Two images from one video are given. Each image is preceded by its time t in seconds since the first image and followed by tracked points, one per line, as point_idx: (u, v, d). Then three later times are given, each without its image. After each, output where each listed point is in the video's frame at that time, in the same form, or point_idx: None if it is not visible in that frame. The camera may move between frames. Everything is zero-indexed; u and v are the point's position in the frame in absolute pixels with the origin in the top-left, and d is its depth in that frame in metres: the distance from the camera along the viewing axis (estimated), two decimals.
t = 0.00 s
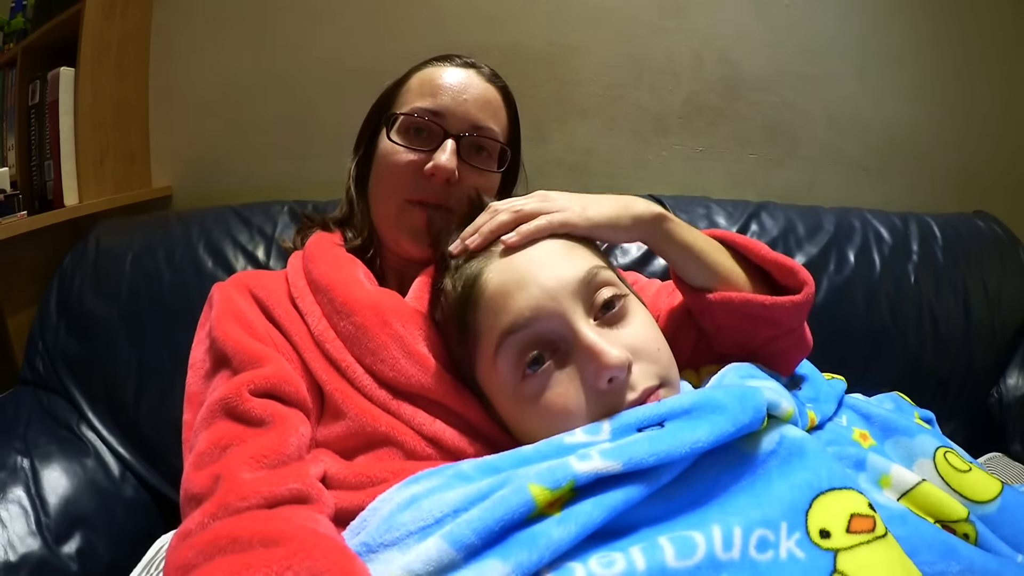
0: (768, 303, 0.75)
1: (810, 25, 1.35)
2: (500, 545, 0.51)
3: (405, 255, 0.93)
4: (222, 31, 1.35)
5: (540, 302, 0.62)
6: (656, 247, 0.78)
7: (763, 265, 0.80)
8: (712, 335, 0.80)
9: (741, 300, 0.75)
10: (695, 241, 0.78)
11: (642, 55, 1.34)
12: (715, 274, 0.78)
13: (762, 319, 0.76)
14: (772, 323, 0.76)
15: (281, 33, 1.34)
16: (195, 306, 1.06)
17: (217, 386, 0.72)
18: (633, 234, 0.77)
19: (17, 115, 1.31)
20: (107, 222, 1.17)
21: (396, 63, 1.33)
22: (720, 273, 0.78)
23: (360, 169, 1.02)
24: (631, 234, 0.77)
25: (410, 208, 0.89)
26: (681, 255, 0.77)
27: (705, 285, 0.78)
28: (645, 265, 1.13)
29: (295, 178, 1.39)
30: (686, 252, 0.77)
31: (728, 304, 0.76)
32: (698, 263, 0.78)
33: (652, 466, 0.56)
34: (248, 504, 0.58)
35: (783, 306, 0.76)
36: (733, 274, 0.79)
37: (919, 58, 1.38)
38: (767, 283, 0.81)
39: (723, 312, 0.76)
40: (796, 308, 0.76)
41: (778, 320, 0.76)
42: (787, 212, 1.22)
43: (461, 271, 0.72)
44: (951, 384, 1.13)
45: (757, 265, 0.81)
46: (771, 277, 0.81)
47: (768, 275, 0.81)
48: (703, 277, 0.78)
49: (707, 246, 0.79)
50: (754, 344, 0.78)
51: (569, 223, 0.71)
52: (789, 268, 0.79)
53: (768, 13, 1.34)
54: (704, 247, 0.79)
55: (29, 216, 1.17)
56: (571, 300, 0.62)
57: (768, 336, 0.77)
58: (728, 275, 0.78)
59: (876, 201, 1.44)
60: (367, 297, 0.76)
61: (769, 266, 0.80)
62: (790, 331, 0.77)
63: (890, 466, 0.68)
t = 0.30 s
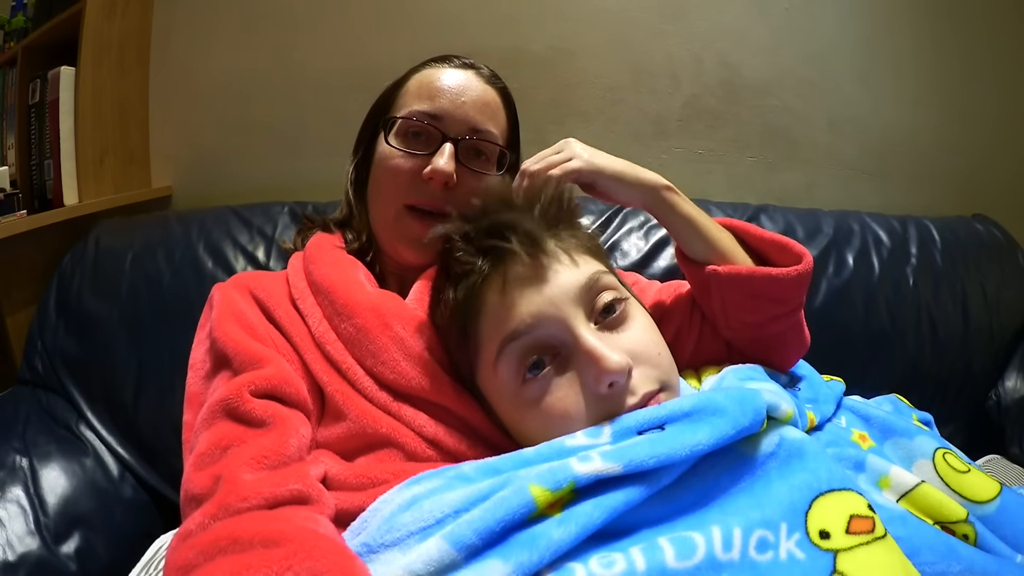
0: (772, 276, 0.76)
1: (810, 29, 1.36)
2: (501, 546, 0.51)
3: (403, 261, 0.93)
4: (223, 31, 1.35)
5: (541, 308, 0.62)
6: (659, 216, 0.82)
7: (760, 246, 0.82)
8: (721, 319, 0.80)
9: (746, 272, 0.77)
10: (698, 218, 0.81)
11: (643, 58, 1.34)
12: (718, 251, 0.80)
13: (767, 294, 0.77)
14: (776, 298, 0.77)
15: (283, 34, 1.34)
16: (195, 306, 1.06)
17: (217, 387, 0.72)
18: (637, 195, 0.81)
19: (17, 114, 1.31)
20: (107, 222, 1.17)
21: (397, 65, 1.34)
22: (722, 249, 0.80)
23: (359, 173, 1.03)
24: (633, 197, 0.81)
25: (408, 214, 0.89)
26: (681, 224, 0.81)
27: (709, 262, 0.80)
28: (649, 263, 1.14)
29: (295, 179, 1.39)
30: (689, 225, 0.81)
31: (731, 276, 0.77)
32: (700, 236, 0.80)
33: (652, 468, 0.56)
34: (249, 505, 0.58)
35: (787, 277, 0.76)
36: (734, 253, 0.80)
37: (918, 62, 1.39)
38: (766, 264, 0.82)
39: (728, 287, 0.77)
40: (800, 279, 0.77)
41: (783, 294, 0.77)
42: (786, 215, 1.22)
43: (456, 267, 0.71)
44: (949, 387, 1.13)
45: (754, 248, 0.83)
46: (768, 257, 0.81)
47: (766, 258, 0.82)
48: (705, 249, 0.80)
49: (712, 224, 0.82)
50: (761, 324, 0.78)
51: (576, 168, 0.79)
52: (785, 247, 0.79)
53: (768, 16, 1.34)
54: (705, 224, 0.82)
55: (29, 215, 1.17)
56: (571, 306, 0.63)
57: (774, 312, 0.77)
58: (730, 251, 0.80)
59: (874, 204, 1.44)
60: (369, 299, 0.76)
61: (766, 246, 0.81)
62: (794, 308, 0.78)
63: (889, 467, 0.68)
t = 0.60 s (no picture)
0: (762, 315, 0.75)
1: (811, 26, 1.35)
2: (502, 546, 0.51)
3: (407, 254, 0.93)
4: (222, 29, 1.35)
5: (542, 308, 0.62)
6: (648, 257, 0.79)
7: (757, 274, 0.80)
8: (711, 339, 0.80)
9: (736, 311, 0.75)
10: (688, 253, 0.79)
11: (643, 55, 1.34)
12: (710, 282, 0.78)
13: (759, 330, 0.76)
14: (768, 334, 0.76)
15: (282, 32, 1.34)
16: (195, 305, 1.06)
17: (217, 386, 0.72)
18: (623, 240, 0.78)
19: (16, 113, 1.31)
20: (107, 221, 1.17)
21: (396, 62, 1.33)
22: (714, 281, 0.78)
23: (360, 171, 1.03)
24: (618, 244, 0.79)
25: (409, 209, 0.89)
26: (670, 264, 0.78)
27: (699, 295, 0.79)
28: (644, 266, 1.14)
29: (294, 177, 1.39)
30: (679, 262, 0.78)
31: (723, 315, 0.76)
32: (691, 274, 0.78)
33: (652, 468, 0.56)
34: (249, 504, 0.58)
35: (780, 318, 0.75)
36: (728, 283, 0.79)
37: (919, 59, 1.39)
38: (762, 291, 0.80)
39: (720, 322, 0.77)
40: (794, 320, 0.76)
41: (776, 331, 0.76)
42: (787, 213, 1.22)
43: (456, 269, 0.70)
44: (950, 385, 1.13)
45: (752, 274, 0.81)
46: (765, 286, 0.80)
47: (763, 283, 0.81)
48: (697, 286, 0.78)
49: (704, 256, 0.80)
50: (752, 353, 0.78)
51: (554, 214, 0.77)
52: (784, 279, 0.78)
53: (768, 13, 1.34)
54: (696, 256, 0.79)
55: (29, 214, 1.17)
56: (571, 305, 0.63)
57: (764, 345, 0.77)
58: (723, 283, 0.78)
59: (875, 201, 1.44)
60: (369, 298, 0.76)
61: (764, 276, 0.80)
62: (788, 338, 0.77)
63: (891, 465, 0.68)
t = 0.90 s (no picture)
0: (767, 331, 0.74)
1: (810, 24, 1.35)
2: (503, 546, 0.52)
3: (407, 257, 0.93)
4: (221, 30, 1.35)
5: (542, 316, 0.62)
6: (657, 266, 0.76)
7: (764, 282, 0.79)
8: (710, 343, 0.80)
9: (741, 325, 0.75)
10: (699, 263, 0.77)
11: (642, 54, 1.34)
12: (720, 292, 0.77)
13: (763, 342, 0.76)
14: (771, 344, 0.76)
15: (281, 33, 1.34)
16: (195, 306, 1.06)
17: (217, 386, 0.72)
18: (634, 253, 0.74)
19: (16, 116, 1.31)
20: (108, 223, 1.17)
21: (395, 63, 1.33)
22: (724, 291, 0.77)
23: (360, 170, 1.03)
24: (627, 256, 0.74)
25: (411, 209, 0.89)
26: (682, 275, 0.76)
27: (707, 305, 0.77)
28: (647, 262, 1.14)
29: (294, 178, 1.39)
30: (691, 271, 0.76)
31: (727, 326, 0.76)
32: (701, 283, 0.76)
33: (654, 470, 0.56)
34: (249, 504, 0.59)
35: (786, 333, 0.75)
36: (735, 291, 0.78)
37: (918, 56, 1.38)
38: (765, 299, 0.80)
39: (724, 332, 0.76)
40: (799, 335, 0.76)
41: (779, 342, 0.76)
42: (787, 211, 1.22)
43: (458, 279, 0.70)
44: (950, 382, 1.13)
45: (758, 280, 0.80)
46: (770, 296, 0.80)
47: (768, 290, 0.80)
48: (707, 296, 0.77)
49: (713, 264, 0.78)
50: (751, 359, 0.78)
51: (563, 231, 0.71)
52: (793, 292, 0.78)
53: (768, 11, 1.34)
54: (707, 264, 0.77)
55: (29, 217, 1.17)
56: (571, 312, 0.62)
57: (766, 354, 0.77)
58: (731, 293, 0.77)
59: (875, 199, 1.44)
60: (370, 298, 0.76)
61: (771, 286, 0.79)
62: (790, 349, 0.77)
63: (892, 462, 0.68)
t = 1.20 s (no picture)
0: (780, 327, 0.74)
1: (810, 22, 1.35)
2: (502, 547, 0.52)
3: (406, 259, 0.93)
4: (221, 33, 1.35)
5: (547, 312, 0.62)
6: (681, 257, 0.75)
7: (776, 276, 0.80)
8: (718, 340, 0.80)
9: (755, 320, 0.74)
10: (721, 254, 0.76)
11: (642, 54, 1.34)
12: (737, 283, 0.77)
13: (775, 339, 0.75)
14: (783, 341, 0.76)
15: (280, 35, 1.34)
16: (196, 309, 1.07)
17: (217, 386, 0.72)
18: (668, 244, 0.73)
19: (16, 120, 1.31)
20: (108, 227, 1.17)
21: (394, 65, 1.34)
22: (741, 284, 0.77)
23: (360, 173, 1.03)
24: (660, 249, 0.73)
25: (412, 211, 0.88)
26: (704, 265, 0.76)
27: (721, 296, 0.77)
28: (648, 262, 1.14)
29: (294, 181, 1.39)
30: (713, 261, 0.76)
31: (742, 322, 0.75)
32: (721, 275, 0.76)
33: (655, 471, 0.56)
34: (249, 504, 0.59)
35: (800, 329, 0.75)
36: (749, 285, 0.78)
37: (918, 54, 1.38)
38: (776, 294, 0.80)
39: (735, 328, 0.76)
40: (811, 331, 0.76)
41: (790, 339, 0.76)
42: (787, 210, 1.22)
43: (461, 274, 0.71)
44: (952, 381, 1.13)
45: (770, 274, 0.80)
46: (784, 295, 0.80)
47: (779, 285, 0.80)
48: (723, 288, 0.77)
49: (732, 258, 0.78)
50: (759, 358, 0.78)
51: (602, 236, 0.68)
52: (807, 289, 0.78)
53: (767, 9, 1.34)
54: (728, 257, 0.77)
55: (30, 221, 1.17)
56: (576, 309, 0.63)
57: (775, 352, 0.77)
58: (745, 287, 0.77)
59: (875, 197, 1.44)
60: (371, 297, 0.76)
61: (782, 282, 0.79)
62: (797, 348, 0.77)
63: (894, 461, 0.68)
